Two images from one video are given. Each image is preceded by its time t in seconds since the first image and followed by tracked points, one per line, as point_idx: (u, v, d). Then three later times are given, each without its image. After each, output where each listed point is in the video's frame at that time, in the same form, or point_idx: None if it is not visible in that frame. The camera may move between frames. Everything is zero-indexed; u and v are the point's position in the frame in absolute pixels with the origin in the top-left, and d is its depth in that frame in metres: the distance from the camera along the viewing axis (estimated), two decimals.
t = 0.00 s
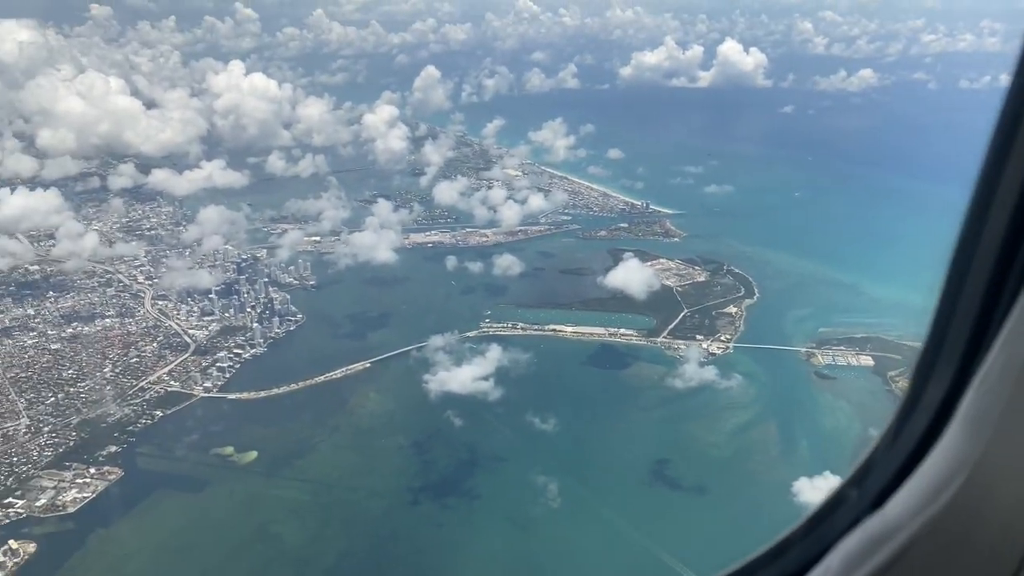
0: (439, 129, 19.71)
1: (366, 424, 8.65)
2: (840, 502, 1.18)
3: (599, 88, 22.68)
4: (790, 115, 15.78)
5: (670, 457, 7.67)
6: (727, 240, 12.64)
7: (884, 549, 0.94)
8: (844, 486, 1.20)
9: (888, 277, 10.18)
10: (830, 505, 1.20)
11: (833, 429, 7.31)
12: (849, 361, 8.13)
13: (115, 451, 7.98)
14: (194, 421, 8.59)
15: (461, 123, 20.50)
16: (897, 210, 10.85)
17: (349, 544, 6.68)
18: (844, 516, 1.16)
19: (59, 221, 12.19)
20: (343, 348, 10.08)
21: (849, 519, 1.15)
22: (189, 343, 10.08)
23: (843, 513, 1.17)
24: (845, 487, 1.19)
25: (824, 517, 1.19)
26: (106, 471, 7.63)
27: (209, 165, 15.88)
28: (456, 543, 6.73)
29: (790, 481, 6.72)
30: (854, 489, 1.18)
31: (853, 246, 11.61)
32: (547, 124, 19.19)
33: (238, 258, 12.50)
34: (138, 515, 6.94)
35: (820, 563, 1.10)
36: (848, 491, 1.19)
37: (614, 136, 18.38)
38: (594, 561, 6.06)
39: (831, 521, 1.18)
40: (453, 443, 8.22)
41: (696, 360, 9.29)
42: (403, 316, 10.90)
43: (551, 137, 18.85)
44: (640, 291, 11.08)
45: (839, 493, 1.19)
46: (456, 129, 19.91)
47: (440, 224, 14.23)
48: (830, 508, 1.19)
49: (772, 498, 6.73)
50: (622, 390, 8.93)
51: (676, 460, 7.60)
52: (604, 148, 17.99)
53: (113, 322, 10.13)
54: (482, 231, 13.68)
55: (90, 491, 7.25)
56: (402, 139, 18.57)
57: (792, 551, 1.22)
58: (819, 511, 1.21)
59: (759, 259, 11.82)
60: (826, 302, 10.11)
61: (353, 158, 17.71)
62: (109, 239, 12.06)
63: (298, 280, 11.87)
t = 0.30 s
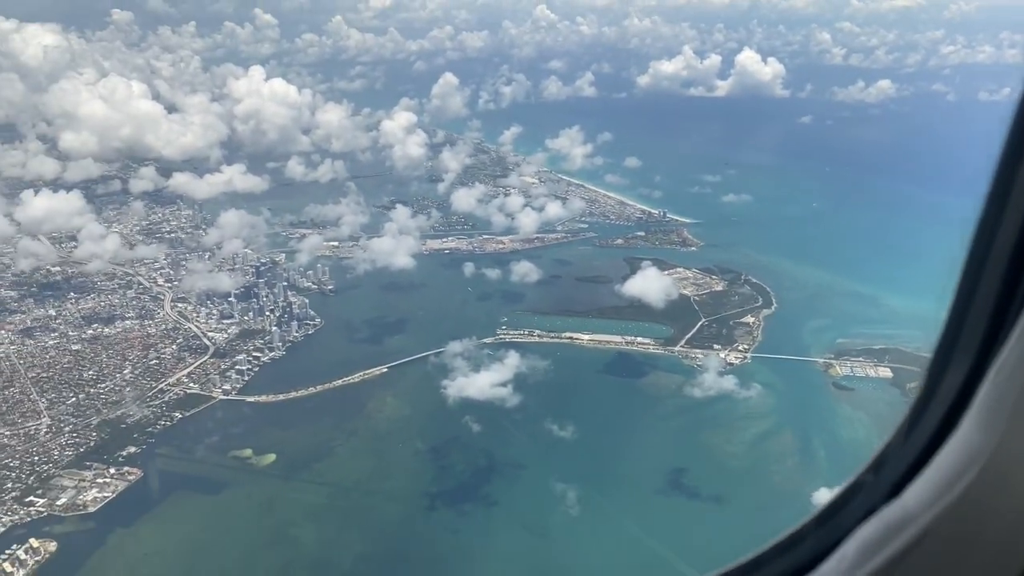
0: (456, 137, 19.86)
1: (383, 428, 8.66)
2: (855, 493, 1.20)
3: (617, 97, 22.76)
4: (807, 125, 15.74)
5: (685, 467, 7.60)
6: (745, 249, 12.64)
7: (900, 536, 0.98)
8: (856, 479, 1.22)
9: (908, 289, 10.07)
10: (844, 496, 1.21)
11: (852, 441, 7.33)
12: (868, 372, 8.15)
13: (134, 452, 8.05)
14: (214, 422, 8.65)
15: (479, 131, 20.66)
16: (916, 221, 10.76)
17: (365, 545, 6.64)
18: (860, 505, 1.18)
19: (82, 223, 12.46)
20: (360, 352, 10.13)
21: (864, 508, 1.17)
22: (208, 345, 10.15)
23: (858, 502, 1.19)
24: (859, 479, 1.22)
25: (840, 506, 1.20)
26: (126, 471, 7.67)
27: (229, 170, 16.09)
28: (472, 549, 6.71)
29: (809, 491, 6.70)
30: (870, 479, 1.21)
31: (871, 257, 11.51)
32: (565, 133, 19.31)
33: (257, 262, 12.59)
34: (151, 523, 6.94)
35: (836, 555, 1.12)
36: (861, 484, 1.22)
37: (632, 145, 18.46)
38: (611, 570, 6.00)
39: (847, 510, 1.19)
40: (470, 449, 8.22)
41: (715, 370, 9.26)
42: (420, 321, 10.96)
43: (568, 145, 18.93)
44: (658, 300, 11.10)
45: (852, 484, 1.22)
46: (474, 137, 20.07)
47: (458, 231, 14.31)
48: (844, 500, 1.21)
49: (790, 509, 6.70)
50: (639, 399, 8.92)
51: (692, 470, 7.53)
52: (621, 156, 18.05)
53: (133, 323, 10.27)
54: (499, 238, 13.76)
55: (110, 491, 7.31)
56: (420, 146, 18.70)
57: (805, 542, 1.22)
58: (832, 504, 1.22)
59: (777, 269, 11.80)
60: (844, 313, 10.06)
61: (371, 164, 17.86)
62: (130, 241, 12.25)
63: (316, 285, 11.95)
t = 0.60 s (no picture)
0: (470, 141, 19.96)
1: (396, 430, 8.66)
2: (882, 498, 1.15)
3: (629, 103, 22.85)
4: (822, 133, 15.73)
5: (698, 472, 7.53)
6: (758, 255, 12.65)
7: (927, 541, 0.93)
8: (882, 486, 1.17)
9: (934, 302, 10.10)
10: (869, 502, 1.17)
11: (867, 450, 7.32)
12: (882, 381, 8.15)
13: (148, 450, 8.07)
14: (229, 422, 8.67)
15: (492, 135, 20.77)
16: (946, 235, 10.74)
17: (378, 547, 6.63)
18: (887, 509, 1.12)
19: (98, 222, 12.56)
20: (374, 354, 10.16)
21: (891, 512, 1.12)
22: (222, 345, 10.18)
23: (884, 508, 1.14)
24: (886, 484, 1.17)
25: (866, 510, 1.15)
26: (140, 469, 7.69)
27: (244, 170, 16.20)
28: (485, 551, 6.68)
29: (826, 500, 6.73)
30: (896, 485, 1.15)
31: (893, 266, 11.53)
32: (578, 137, 19.39)
33: (271, 263, 12.64)
34: (164, 521, 6.90)
35: (859, 561, 1.06)
36: (887, 490, 1.17)
37: (644, 150, 18.52)
38: None
39: (874, 514, 1.14)
40: (483, 452, 8.21)
41: (730, 376, 9.22)
42: (433, 324, 10.99)
43: (581, 149, 18.99)
44: (672, 305, 11.10)
45: (878, 491, 1.17)
46: (487, 141, 20.17)
47: (470, 234, 14.36)
48: (870, 504, 1.16)
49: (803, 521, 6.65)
50: (653, 405, 8.90)
51: (705, 476, 7.46)
52: (634, 161, 18.09)
53: (147, 322, 10.31)
54: (512, 242, 13.81)
55: (124, 488, 7.32)
56: (434, 148, 18.79)
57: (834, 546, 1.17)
58: (858, 507, 1.17)
59: (790, 276, 11.78)
60: (859, 321, 10.03)
61: (385, 167, 17.94)
62: (145, 240, 12.32)
63: (329, 286, 12.00)
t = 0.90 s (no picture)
0: (480, 140, 20.03)
1: (406, 427, 8.65)
2: (879, 491, 1.15)
3: (639, 105, 22.92)
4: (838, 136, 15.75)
5: (709, 475, 7.50)
6: (767, 258, 12.65)
7: (926, 537, 0.95)
8: (879, 480, 1.18)
9: (936, 303, 10.24)
10: (868, 496, 1.16)
11: (875, 452, 7.24)
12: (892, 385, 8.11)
13: (159, 444, 8.10)
14: (242, 417, 8.68)
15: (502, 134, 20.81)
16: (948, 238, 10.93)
17: (387, 543, 6.62)
18: (885, 504, 1.13)
19: (110, 216, 12.63)
20: (384, 352, 10.17)
21: (888, 508, 1.12)
22: (232, 340, 10.18)
23: (881, 503, 1.14)
24: (884, 478, 1.17)
25: (865, 505, 1.15)
26: (152, 463, 7.72)
27: (255, 167, 16.26)
28: (495, 549, 6.67)
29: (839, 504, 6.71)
30: (893, 479, 1.16)
31: (904, 269, 11.60)
32: (588, 137, 19.44)
33: (281, 260, 12.65)
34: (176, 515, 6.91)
35: (857, 558, 1.07)
36: (885, 484, 1.17)
37: (654, 152, 18.58)
38: None
39: (872, 509, 1.14)
40: (492, 451, 8.20)
41: (741, 378, 9.20)
42: (443, 322, 11.00)
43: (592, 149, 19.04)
44: (682, 307, 11.10)
45: (874, 484, 1.17)
46: (496, 140, 20.21)
47: (480, 233, 14.38)
48: (868, 498, 1.16)
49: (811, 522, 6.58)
50: (663, 407, 8.89)
51: (716, 479, 7.43)
52: (644, 162, 18.12)
53: (158, 317, 10.35)
54: (521, 241, 13.84)
55: (135, 483, 7.33)
56: (444, 147, 18.84)
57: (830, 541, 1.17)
58: (857, 499, 1.17)
59: (801, 280, 11.77)
60: (870, 325, 10.01)
61: (395, 165, 17.99)
62: (157, 235, 12.37)
63: (339, 283, 12.02)
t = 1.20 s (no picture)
0: (487, 137, 20.09)
1: (412, 423, 8.65)
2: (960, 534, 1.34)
3: (646, 105, 22.98)
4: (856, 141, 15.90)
5: (716, 474, 7.54)
6: (774, 258, 12.67)
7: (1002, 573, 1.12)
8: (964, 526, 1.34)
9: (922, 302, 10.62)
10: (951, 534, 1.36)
11: (882, 458, 7.43)
12: (898, 389, 8.57)
13: (167, 435, 8.04)
14: (250, 410, 8.61)
15: (508, 130, 20.85)
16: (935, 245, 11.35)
17: (393, 540, 6.66)
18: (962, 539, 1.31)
19: (119, 208, 12.68)
20: (391, 348, 10.19)
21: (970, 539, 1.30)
22: (239, 333, 10.18)
23: (964, 537, 1.33)
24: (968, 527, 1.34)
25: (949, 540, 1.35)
26: (159, 454, 7.71)
27: (263, 161, 16.31)
28: (501, 546, 6.70)
29: (846, 506, 6.82)
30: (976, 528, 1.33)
31: (913, 270, 11.63)
32: (595, 136, 19.50)
33: (288, 253, 12.65)
34: (183, 506, 6.92)
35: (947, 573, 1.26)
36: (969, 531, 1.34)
37: (661, 151, 18.63)
38: None
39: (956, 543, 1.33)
40: (499, 448, 8.20)
41: (748, 378, 9.20)
42: (449, 318, 11.02)
43: (599, 147, 19.08)
44: (689, 306, 11.11)
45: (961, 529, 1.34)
46: (503, 137, 20.27)
47: (486, 230, 14.42)
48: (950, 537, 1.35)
49: (824, 523, 6.66)
50: (670, 405, 8.88)
51: (722, 479, 7.46)
52: (651, 161, 18.14)
53: (166, 309, 10.37)
54: (528, 238, 13.89)
55: (143, 474, 7.35)
56: (451, 143, 18.87)
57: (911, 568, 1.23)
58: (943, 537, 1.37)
59: (807, 281, 11.78)
60: (877, 328, 10.05)
61: (403, 160, 18.03)
62: (164, 227, 12.43)
63: (346, 277, 12.03)
